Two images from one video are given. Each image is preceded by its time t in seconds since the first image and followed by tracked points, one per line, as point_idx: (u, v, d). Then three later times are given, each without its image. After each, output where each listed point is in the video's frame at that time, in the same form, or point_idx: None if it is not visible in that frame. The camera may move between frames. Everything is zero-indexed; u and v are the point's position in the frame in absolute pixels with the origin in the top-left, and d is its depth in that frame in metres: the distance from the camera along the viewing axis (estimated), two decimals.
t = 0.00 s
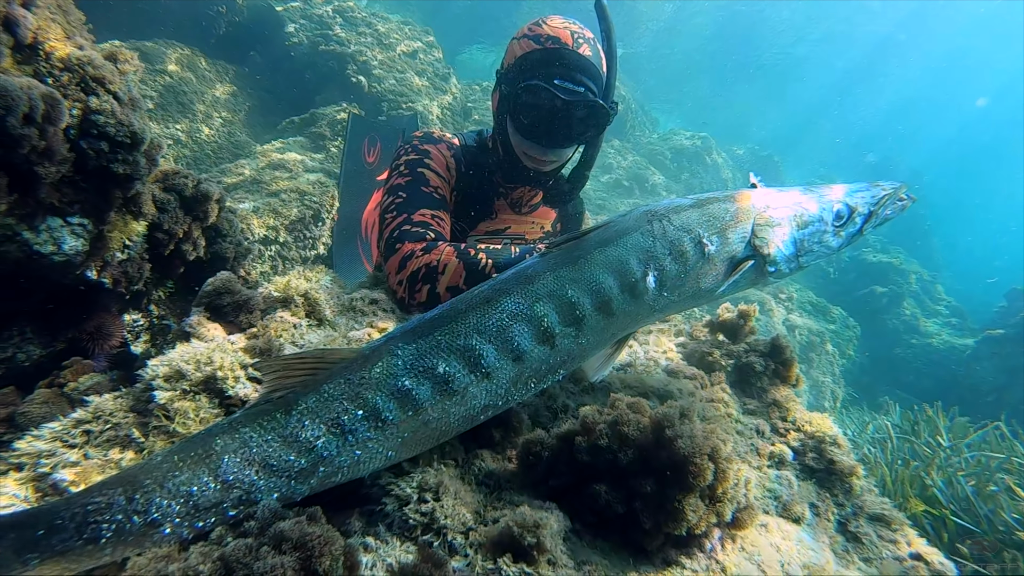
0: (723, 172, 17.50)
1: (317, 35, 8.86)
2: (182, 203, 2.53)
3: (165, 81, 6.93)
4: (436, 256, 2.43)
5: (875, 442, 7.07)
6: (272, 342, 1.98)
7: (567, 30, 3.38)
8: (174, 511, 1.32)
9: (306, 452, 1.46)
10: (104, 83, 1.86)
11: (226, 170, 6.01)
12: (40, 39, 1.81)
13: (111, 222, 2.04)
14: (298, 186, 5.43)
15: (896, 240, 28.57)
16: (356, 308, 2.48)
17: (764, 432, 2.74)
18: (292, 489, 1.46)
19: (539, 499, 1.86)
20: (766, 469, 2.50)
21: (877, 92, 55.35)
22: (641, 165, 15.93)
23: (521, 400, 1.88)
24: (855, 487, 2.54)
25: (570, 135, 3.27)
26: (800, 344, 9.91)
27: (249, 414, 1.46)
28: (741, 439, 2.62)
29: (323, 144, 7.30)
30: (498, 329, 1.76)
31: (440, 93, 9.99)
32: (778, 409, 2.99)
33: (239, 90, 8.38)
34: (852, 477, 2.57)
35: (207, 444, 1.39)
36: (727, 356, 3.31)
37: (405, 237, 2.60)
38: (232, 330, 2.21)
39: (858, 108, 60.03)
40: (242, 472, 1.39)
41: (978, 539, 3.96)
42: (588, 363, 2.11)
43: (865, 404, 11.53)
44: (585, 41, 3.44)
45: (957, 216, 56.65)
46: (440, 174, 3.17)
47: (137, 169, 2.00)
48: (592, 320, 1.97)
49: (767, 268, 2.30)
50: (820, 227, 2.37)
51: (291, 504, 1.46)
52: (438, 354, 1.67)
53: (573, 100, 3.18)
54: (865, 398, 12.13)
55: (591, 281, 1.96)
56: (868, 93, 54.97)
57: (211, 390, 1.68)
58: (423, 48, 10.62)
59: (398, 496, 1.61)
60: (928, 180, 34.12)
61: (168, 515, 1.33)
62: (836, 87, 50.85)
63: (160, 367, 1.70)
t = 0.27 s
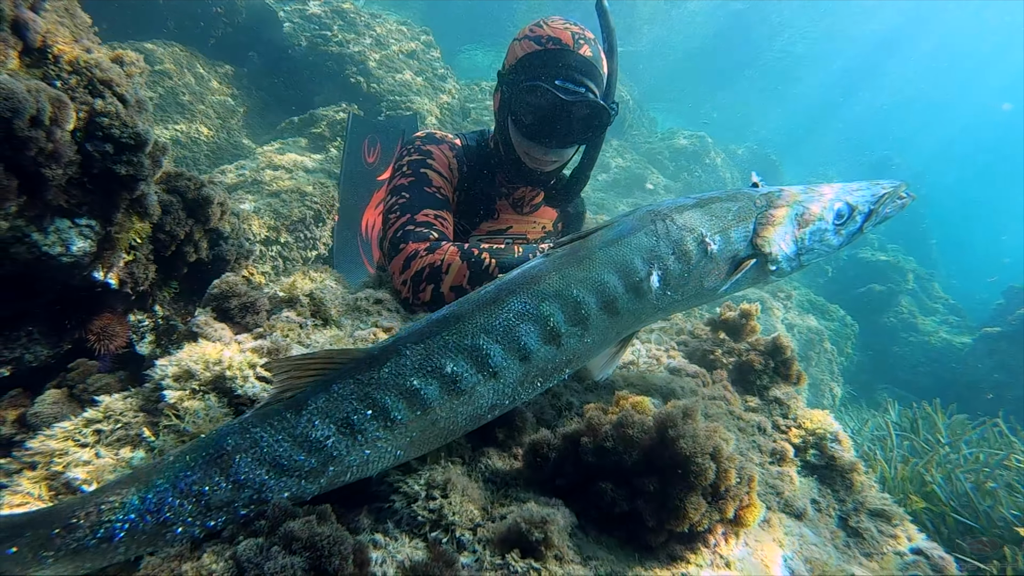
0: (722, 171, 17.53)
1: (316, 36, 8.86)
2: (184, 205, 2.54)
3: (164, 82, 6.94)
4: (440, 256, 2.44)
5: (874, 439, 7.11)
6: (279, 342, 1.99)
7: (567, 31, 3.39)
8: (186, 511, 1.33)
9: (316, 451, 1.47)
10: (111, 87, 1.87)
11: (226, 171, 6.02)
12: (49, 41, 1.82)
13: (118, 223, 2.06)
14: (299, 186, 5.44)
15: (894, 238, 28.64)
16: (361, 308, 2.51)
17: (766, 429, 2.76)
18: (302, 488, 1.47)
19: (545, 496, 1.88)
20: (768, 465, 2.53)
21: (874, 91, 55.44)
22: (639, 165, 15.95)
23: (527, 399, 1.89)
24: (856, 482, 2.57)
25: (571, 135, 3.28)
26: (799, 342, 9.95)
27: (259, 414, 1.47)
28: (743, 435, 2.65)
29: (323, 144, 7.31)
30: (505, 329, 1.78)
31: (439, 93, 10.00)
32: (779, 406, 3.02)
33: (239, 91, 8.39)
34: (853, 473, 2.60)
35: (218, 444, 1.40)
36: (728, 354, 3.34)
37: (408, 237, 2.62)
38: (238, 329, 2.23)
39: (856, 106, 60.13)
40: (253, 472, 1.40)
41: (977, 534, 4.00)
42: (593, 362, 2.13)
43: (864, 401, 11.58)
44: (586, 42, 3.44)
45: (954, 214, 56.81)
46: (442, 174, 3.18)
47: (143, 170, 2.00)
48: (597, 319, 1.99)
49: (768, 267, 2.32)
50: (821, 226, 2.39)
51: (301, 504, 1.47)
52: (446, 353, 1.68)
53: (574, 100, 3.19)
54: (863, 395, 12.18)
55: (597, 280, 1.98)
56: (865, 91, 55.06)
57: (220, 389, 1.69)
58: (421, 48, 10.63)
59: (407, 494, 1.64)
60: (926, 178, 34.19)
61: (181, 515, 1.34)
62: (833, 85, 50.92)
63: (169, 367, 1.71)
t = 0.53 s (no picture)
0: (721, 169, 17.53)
1: (316, 35, 8.86)
2: (188, 205, 2.42)
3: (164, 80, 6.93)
4: (444, 254, 2.45)
5: (873, 436, 7.14)
6: (287, 339, 2.01)
7: (570, 31, 3.39)
8: (199, 507, 1.35)
9: (326, 449, 1.48)
10: (119, 86, 1.86)
11: (227, 169, 6.02)
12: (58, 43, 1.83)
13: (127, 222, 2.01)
14: (300, 184, 5.45)
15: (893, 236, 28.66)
16: (366, 306, 2.53)
17: (768, 425, 2.78)
18: (313, 486, 1.48)
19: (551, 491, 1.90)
20: (770, 461, 2.54)
21: (873, 89, 55.45)
22: (638, 163, 15.95)
23: (534, 397, 1.91)
24: (857, 478, 2.59)
25: (573, 135, 3.28)
26: (799, 339, 9.97)
27: (270, 412, 1.48)
28: (746, 431, 2.67)
29: (324, 143, 7.32)
30: (512, 327, 1.79)
31: (439, 92, 10.02)
32: (780, 403, 3.05)
33: (239, 89, 8.40)
34: (854, 469, 2.63)
35: (230, 441, 1.42)
36: (730, 351, 3.36)
37: (413, 236, 2.63)
38: (245, 327, 2.24)
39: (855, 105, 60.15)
40: (264, 469, 1.42)
41: (977, 530, 4.02)
42: (598, 360, 2.15)
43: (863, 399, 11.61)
44: (588, 42, 3.44)
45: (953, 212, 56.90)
46: (446, 173, 3.19)
47: (153, 169, 1.96)
48: (603, 317, 2.00)
49: (771, 265, 2.33)
50: (823, 224, 2.41)
51: (311, 501, 1.48)
52: (454, 351, 1.69)
53: (576, 100, 3.19)
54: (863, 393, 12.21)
55: (602, 279, 1.99)
56: (864, 89, 55.06)
57: (229, 386, 1.71)
58: (421, 46, 10.61)
59: (414, 489, 1.66)
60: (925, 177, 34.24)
61: (193, 512, 1.35)
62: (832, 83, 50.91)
63: (179, 365, 1.73)
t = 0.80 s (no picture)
0: (723, 166, 17.49)
1: (317, 31, 8.83)
2: (193, 205, 2.40)
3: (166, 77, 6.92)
4: (450, 251, 2.46)
5: (874, 431, 7.16)
6: (296, 336, 2.03)
7: (574, 28, 3.38)
8: (214, 503, 1.36)
9: (339, 445, 1.49)
10: (130, 84, 1.84)
11: (231, 167, 6.03)
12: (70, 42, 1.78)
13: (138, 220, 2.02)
14: (303, 182, 5.46)
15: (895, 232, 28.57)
16: (374, 303, 2.56)
17: (772, 421, 2.80)
18: (325, 483, 1.49)
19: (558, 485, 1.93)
20: (775, 456, 2.56)
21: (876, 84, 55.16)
22: (640, 160, 15.91)
23: (543, 393, 1.92)
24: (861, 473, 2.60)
25: (577, 132, 3.28)
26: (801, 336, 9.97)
27: (284, 409, 1.50)
28: (751, 427, 2.68)
29: (325, 141, 7.32)
30: (521, 324, 1.81)
31: (441, 90, 10.02)
32: (784, 398, 3.06)
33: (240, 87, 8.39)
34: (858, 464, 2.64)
35: (245, 438, 1.43)
36: (734, 347, 3.37)
37: (419, 233, 2.64)
38: (254, 324, 2.27)
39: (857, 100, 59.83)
40: (278, 465, 1.43)
41: (979, 524, 4.04)
42: (606, 356, 2.16)
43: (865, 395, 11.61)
44: (593, 39, 3.43)
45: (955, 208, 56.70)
46: (451, 171, 3.20)
47: (160, 167, 1.96)
48: (611, 314, 2.01)
49: (777, 261, 2.33)
50: (828, 220, 2.41)
51: (324, 496, 1.50)
52: (464, 349, 1.71)
53: (580, 98, 3.19)
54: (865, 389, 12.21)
55: (610, 276, 2.00)
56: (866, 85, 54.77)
57: (241, 382, 1.73)
58: (423, 43, 10.58)
59: (425, 484, 1.67)
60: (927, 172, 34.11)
61: (208, 506, 1.36)
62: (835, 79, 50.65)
63: (190, 362, 1.74)
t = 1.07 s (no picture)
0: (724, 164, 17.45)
1: (318, 29, 8.83)
2: (199, 204, 2.38)
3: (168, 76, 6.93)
4: (456, 249, 2.47)
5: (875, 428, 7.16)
6: (305, 333, 2.04)
7: (578, 27, 3.38)
8: (226, 500, 1.37)
9: (350, 443, 1.50)
10: (139, 84, 1.87)
11: (234, 166, 6.05)
12: (80, 41, 1.76)
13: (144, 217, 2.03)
14: (306, 180, 5.47)
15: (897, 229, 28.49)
16: (380, 301, 2.57)
17: (776, 418, 2.81)
18: (336, 480, 1.50)
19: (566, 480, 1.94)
20: (779, 452, 2.56)
21: (878, 81, 54.91)
22: (641, 157, 15.90)
23: (551, 391, 1.93)
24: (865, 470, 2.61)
25: (581, 131, 3.28)
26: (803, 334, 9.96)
27: (295, 407, 1.51)
28: (754, 424, 2.70)
29: (328, 139, 7.33)
30: (529, 322, 1.82)
31: (443, 88, 10.02)
32: (788, 395, 3.06)
33: (242, 85, 8.41)
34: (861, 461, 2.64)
35: (257, 435, 1.44)
36: (738, 345, 3.38)
37: (425, 231, 2.65)
38: (263, 321, 2.28)
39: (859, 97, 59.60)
40: (290, 462, 1.44)
41: (980, 521, 4.05)
42: (613, 354, 2.16)
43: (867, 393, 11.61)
44: (597, 38, 3.42)
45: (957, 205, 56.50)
46: (456, 169, 3.21)
47: (163, 165, 1.97)
48: (619, 312, 2.02)
49: (782, 259, 2.34)
50: (833, 218, 2.42)
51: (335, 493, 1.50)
52: (473, 346, 1.72)
53: (585, 96, 3.18)
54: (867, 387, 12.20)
55: (617, 274, 2.01)
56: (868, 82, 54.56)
57: (251, 379, 1.74)
58: (424, 41, 10.58)
59: (434, 480, 1.68)
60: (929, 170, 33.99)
61: (221, 503, 1.37)
62: (837, 76, 50.44)
63: (201, 359, 1.75)
